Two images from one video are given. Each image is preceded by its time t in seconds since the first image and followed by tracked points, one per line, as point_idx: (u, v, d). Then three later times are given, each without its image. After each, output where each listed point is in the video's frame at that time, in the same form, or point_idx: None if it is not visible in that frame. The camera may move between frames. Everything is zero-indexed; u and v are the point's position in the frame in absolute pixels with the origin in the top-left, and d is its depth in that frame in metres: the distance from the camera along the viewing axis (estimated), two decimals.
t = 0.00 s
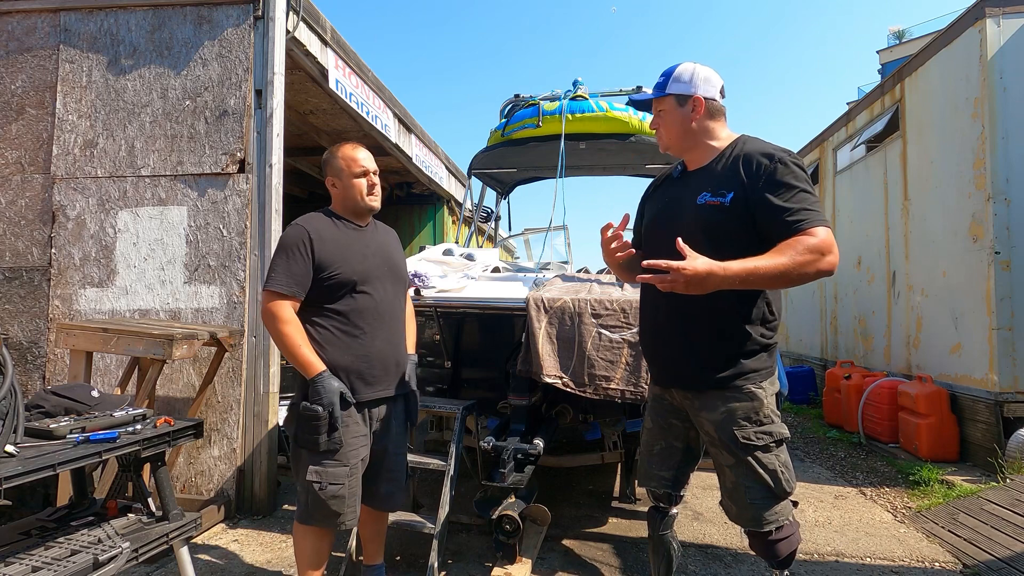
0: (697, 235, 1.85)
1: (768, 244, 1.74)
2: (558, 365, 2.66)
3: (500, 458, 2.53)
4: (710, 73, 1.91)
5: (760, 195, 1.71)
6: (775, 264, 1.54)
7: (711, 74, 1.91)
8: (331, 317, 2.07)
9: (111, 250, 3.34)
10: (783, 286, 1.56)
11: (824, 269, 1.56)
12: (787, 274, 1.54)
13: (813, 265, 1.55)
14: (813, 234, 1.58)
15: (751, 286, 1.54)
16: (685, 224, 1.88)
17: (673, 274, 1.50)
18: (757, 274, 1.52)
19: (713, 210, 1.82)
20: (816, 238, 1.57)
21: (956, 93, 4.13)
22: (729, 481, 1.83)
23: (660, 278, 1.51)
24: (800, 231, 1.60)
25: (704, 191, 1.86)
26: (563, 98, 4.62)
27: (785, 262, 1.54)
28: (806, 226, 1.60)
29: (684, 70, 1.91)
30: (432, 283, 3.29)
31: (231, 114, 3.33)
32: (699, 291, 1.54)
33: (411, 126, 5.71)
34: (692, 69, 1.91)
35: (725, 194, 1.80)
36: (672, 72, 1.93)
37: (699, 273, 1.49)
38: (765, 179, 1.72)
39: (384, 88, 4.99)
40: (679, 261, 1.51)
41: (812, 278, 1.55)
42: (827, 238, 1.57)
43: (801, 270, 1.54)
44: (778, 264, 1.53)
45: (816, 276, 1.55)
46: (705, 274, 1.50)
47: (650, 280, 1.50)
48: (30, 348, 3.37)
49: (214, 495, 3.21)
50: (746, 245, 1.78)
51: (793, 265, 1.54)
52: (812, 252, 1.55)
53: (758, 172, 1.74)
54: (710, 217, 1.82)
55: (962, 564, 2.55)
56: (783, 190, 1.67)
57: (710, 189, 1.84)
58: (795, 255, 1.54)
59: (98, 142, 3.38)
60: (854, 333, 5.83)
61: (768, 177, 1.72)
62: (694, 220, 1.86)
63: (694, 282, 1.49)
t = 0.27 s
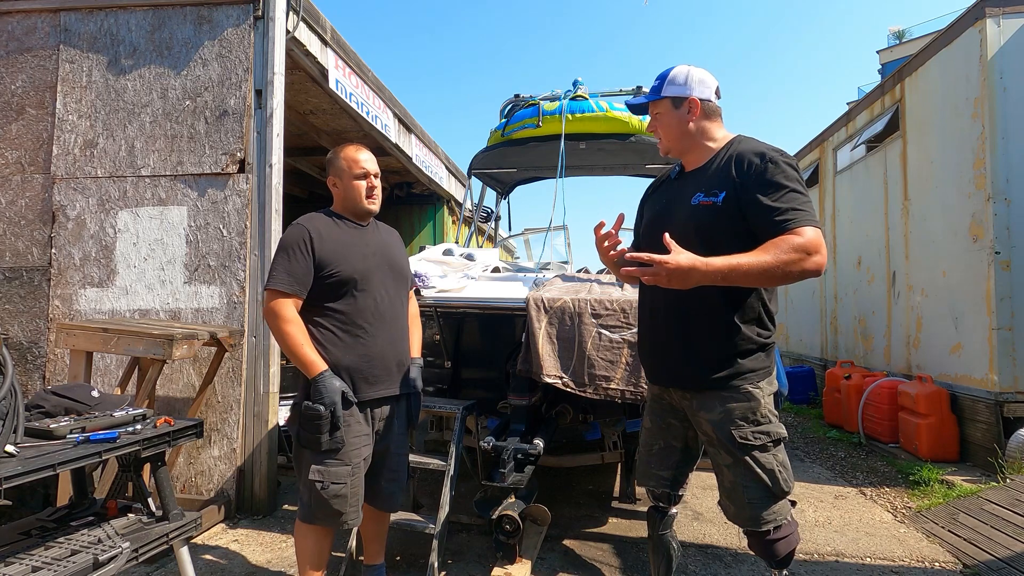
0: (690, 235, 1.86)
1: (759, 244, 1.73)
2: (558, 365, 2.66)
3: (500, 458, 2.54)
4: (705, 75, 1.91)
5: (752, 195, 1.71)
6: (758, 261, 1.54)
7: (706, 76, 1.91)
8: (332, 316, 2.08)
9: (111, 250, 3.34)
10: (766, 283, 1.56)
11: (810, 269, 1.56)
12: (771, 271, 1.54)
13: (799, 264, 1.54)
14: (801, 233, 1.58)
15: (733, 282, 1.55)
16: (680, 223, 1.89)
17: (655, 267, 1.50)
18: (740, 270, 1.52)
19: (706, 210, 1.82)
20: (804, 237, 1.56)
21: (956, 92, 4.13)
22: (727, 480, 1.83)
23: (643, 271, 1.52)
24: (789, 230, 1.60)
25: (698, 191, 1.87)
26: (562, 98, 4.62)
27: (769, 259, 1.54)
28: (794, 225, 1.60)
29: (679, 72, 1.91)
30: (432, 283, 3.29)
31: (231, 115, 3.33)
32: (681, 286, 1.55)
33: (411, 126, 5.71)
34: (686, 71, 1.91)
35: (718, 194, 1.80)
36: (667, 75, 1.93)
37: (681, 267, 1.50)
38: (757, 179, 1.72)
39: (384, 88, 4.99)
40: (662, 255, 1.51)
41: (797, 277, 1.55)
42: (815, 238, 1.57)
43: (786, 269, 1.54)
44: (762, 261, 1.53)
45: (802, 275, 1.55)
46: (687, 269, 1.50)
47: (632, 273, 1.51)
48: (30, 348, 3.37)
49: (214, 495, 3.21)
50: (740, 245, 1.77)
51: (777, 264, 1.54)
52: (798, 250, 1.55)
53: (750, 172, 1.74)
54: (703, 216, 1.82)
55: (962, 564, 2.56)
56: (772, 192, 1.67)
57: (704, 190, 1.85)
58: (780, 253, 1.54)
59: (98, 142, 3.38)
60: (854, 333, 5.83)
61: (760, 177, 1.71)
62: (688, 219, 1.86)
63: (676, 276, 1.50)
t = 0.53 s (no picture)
0: (690, 233, 1.86)
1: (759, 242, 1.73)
2: (558, 365, 2.66)
3: (500, 458, 2.54)
4: (704, 75, 1.91)
5: (752, 193, 1.71)
6: (759, 256, 1.53)
7: (705, 77, 1.91)
8: (333, 314, 2.08)
9: (111, 250, 3.34)
10: (766, 279, 1.55)
11: (810, 266, 1.56)
12: (771, 267, 1.54)
13: (799, 262, 1.54)
14: (803, 231, 1.58)
15: (733, 276, 1.54)
16: (680, 221, 1.89)
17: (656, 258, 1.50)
18: (740, 264, 1.52)
19: (706, 208, 1.82)
20: (805, 235, 1.56)
21: (956, 92, 4.13)
22: (728, 480, 1.83)
23: (643, 262, 1.51)
24: (790, 228, 1.60)
25: (699, 189, 1.87)
26: (562, 98, 4.62)
27: (770, 255, 1.53)
28: (795, 223, 1.60)
29: (680, 72, 1.91)
30: (432, 283, 3.29)
31: (231, 114, 3.33)
32: (681, 279, 1.54)
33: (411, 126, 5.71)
34: (686, 72, 1.91)
35: (718, 192, 1.80)
36: (667, 75, 1.93)
37: (682, 259, 1.49)
38: (758, 178, 1.71)
39: (384, 88, 4.99)
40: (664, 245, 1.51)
41: (797, 274, 1.54)
42: (816, 236, 1.57)
43: (786, 265, 1.53)
44: (763, 257, 1.53)
45: (801, 272, 1.55)
46: (688, 260, 1.50)
47: (632, 263, 1.50)
48: (30, 348, 3.37)
49: (214, 495, 3.21)
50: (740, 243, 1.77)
51: (778, 259, 1.53)
52: (799, 248, 1.54)
53: (753, 171, 1.74)
54: (704, 215, 1.82)
55: (962, 564, 2.56)
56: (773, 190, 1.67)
57: (704, 188, 1.85)
58: (781, 249, 1.54)
59: (98, 142, 3.38)
60: (854, 333, 5.83)
61: (763, 175, 1.71)
62: (688, 218, 1.87)
63: (676, 268, 1.50)
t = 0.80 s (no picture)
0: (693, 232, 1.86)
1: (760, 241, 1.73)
2: (558, 365, 2.66)
3: (500, 458, 2.54)
4: (710, 74, 1.90)
5: (754, 191, 1.71)
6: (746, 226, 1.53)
7: (711, 75, 1.91)
8: (335, 314, 2.08)
9: (111, 250, 3.34)
10: (748, 252, 1.54)
11: (796, 252, 1.54)
12: (755, 241, 1.53)
13: (785, 244, 1.53)
14: (794, 219, 1.56)
15: (716, 239, 1.54)
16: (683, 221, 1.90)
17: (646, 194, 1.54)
18: (726, 227, 1.52)
19: (709, 207, 1.82)
20: (797, 222, 1.55)
21: (956, 92, 4.13)
22: (729, 480, 1.83)
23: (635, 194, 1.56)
24: (783, 215, 1.59)
25: (702, 188, 1.87)
26: (563, 98, 4.62)
27: (757, 229, 1.53)
28: (787, 212, 1.59)
29: (685, 70, 1.90)
30: (432, 283, 3.29)
31: (231, 114, 3.33)
32: (666, 225, 1.56)
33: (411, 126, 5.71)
34: (691, 71, 1.90)
35: (721, 190, 1.80)
36: (673, 74, 1.92)
37: (669, 202, 1.52)
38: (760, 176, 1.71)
39: (384, 88, 4.99)
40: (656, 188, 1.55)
41: (781, 254, 1.53)
42: (807, 227, 1.56)
43: (770, 242, 1.53)
44: (751, 227, 1.53)
45: (786, 254, 1.54)
46: (675, 203, 1.52)
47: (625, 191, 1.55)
48: (30, 348, 3.37)
49: (214, 495, 3.21)
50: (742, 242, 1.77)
51: (763, 234, 1.53)
52: (788, 231, 1.53)
53: (755, 169, 1.74)
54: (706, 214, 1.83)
55: (962, 564, 2.56)
56: (772, 187, 1.66)
57: (707, 187, 1.85)
58: (769, 228, 1.53)
59: (98, 142, 3.38)
60: (854, 333, 5.83)
61: (765, 173, 1.71)
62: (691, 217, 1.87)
63: (663, 207, 1.53)
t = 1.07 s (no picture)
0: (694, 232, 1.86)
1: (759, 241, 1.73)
2: (558, 365, 2.66)
3: (500, 458, 2.53)
4: (712, 74, 1.90)
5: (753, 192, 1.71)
6: (735, 237, 1.54)
7: (713, 74, 1.91)
8: (336, 313, 2.08)
9: (111, 250, 3.34)
10: (738, 262, 1.56)
11: (786, 260, 1.54)
12: (744, 251, 1.54)
13: (775, 252, 1.54)
14: (784, 225, 1.56)
15: (705, 251, 1.56)
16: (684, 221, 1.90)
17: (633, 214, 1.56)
18: (713, 240, 1.54)
19: (709, 207, 1.82)
20: (787, 229, 1.55)
21: (956, 92, 4.13)
22: (730, 480, 1.83)
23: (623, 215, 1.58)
24: (774, 220, 1.59)
25: (702, 189, 1.87)
26: (563, 98, 4.62)
27: (745, 239, 1.54)
28: (778, 218, 1.58)
29: (687, 69, 1.90)
30: (432, 283, 3.29)
31: (231, 114, 3.33)
32: (655, 242, 1.58)
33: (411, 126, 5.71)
34: (694, 70, 1.90)
35: (720, 190, 1.80)
36: (675, 73, 1.92)
37: (656, 220, 1.54)
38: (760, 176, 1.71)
39: (384, 88, 4.99)
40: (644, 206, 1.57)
41: (770, 263, 1.54)
42: (798, 232, 1.55)
43: (759, 251, 1.54)
44: (739, 238, 1.54)
45: (775, 262, 1.55)
46: (662, 222, 1.54)
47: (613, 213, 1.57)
48: (30, 348, 3.37)
49: (214, 495, 3.21)
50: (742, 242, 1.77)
51: (751, 244, 1.54)
52: (778, 239, 1.53)
53: (755, 170, 1.74)
54: (707, 214, 1.83)
55: (962, 564, 2.56)
56: (771, 188, 1.66)
57: (707, 187, 1.85)
58: (757, 236, 1.54)
59: (98, 142, 3.38)
60: (855, 333, 5.83)
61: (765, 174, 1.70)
62: (692, 217, 1.87)
63: (650, 226, 1.55)
